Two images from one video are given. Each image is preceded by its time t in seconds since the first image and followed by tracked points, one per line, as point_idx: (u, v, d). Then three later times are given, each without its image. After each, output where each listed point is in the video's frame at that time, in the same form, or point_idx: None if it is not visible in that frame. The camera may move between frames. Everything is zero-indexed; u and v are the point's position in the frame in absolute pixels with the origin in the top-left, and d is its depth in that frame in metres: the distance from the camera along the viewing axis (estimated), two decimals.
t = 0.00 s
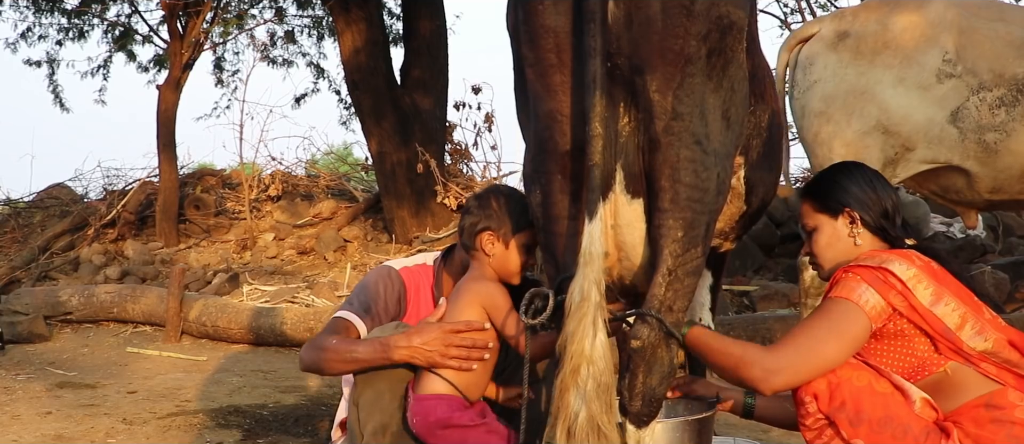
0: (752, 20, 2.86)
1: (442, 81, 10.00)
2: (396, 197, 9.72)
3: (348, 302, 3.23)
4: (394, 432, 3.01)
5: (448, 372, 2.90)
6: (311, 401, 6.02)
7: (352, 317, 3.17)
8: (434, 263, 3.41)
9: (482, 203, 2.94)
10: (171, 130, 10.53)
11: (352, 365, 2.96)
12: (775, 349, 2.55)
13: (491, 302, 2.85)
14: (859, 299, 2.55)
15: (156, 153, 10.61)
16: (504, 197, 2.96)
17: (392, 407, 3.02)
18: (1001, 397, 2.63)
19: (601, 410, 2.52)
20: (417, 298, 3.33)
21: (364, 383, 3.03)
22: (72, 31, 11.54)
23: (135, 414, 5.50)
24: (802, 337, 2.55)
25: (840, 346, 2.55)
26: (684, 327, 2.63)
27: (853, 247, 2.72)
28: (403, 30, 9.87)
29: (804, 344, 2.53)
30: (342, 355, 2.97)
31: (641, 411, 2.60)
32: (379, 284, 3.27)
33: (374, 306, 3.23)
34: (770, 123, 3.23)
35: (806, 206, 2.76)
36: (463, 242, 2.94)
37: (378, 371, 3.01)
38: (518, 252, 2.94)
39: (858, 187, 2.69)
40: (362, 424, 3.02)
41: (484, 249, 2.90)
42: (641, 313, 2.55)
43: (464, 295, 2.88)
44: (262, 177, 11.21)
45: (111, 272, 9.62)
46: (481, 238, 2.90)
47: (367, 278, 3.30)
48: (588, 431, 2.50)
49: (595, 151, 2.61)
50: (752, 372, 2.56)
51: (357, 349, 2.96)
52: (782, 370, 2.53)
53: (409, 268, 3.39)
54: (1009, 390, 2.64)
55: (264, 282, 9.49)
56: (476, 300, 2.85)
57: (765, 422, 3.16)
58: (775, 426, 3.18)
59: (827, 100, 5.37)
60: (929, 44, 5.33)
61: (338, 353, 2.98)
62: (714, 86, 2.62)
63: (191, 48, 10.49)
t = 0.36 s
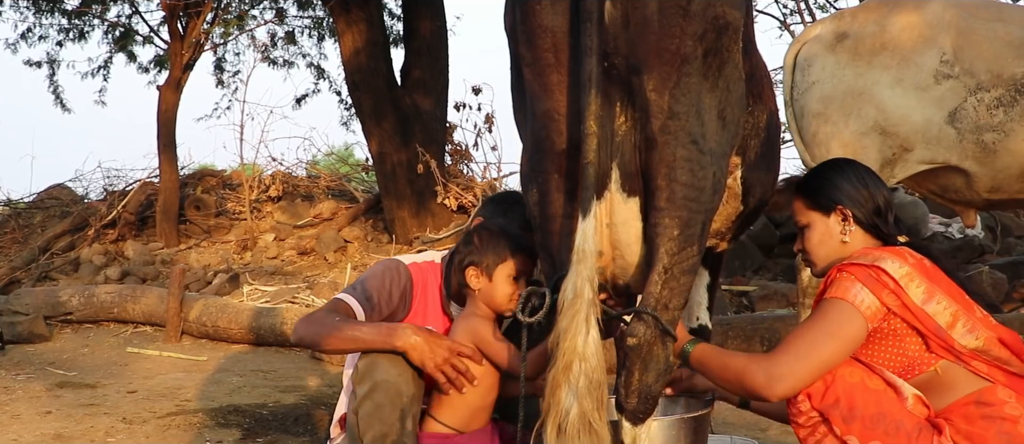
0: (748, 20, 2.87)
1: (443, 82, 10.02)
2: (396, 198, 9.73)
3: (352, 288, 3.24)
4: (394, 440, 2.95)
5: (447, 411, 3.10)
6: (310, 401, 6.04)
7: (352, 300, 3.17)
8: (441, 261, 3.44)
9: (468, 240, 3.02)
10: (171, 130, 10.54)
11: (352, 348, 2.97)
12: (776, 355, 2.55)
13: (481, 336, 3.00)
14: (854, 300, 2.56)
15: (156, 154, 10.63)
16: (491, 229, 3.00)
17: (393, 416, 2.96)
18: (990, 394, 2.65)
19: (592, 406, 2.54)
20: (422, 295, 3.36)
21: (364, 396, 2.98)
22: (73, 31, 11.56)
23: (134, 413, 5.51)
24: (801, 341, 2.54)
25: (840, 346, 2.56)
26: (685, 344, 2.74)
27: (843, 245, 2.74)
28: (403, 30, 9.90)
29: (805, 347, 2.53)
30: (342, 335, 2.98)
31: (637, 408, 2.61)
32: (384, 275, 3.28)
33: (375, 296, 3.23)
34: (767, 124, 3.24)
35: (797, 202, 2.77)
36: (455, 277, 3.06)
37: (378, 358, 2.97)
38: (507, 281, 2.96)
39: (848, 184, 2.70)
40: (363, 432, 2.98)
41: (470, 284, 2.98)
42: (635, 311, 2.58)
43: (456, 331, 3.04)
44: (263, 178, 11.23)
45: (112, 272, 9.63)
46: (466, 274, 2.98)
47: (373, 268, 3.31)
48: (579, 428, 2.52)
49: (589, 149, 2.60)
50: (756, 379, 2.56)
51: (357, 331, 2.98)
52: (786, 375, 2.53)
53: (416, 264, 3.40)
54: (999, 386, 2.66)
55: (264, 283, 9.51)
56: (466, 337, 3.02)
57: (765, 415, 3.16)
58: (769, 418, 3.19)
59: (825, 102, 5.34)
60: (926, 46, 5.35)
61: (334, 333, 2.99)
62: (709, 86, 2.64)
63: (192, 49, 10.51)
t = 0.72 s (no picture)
0: (741, 19, 2.88)
1: (441, 82, 10.03)
2: (394, 198, 9.75)
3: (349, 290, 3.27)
4: (393, 438, 3.15)
5: None
6: (308, 401, 6.06)
7: (352, 305, 3.18)
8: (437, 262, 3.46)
9: (451, 299, 3.06)
10: (169, 130, 10.54)
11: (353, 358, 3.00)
12: (807, 378, 2.54)
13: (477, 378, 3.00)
14: (874, 307, 2.56)
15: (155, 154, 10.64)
16: (473, 285, 3.03)
17: (391, 415, 3.14)
18: (996, 396, 2.67)
19: (592, 405, 2.55)
20: (418, 297, 3.40)
21: (364, 393, 3.12)
22: (70, 31, 11.56)
23: (132, 413, 5.51)
24: (831, 360, 2.52)
25: (868, 360, 2.55)
26: (701, 391, 2.71)
27: (850, 247, 2.75)
28: (401, 31, 9.91)
29: (837, 364, 2.52)
30: (343, 347, 3.01)
31: (633, 407, 2.62)
32: (383, 278, 3.31)
33: (374, 299, 3.24)
34: (760, 123, 3.25)
35: (803, 200, 2.77)
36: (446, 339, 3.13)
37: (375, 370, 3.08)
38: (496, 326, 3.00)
39: (855, 183, 2.70)
40: (361, 430, 3.15)
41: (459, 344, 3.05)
42: (630, 310, 2.59)
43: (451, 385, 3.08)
44: (261, 178, 11.24)
45: (110, 272, 9.64)
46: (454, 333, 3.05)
47: (371, 270, 3.33)
48: (580, 427, 2.53)
49: (585, 150, 2.63)
50: (795, 408, 2.54)
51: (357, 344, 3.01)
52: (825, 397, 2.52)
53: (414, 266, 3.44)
54: (1005, 391, 2.68)
55: (262, 283, 9.51)
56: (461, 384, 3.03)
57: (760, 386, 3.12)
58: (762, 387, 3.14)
59: (822, 102, 5.34)
60: (922, 45, 5.34)
61: (333, 344, 3.02)
62: (702, 86, 2.64)
63: (190, 49, 10.51)
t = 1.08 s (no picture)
0: (736, 19, 2.89)
1: (437, 82, 10.02)
2: (390, 197, 9.74)
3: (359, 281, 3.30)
4: (376, 435, 3.17)
5: None
6: (304, 401, 6.06)
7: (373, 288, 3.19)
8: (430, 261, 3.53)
9: (454, 304, 3.07)
10: (165, 130, 10.53)
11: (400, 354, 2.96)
12: (807, 389, 2.52)
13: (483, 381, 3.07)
14: (869, 314, 2.55)
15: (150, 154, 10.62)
16: (479, 291, 3.02)
17: (372, 411, 3.16)
18: (991, 396, 2.67)
19: (584, 406, 2.54)
20: (417, 294, 3.47)
21: (341, 392, 3.17)
22: (65, 30, 11.54)
23: (127, 413, 5.50)
24: (828, 368, 2.52)
25: (866, 367, 2.54)
26: (698, 409, 2.72)
27: (842, 251, 2.72)
28: (397, 31, 9.91)
29: (834, 373, 2.51)
30: (387, 342, 2.98)
31: (629, 407, 2.62)
32: (389, 272, 3.34)
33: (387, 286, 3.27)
34: (755, 123, 3.25)
35: (796, 201, 2.72)
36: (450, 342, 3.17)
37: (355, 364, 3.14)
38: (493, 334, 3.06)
39: (848, 185, 2.66)
40: (348, 427, 3.19)
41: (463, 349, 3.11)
42: (625, 311, 2.59)
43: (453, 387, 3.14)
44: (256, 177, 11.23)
45: (105, 272, 9.62)
46: (458, 339, 3.10)
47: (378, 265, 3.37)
48: (572, 428, 2.53)
49: (580, 150, 2.62)
50: (798, 419, 2.53)
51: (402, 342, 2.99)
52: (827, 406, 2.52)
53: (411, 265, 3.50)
54: (999, 391, 2.68)
55: (258, 283, 9.50)
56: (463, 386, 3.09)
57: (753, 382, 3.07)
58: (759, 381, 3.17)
59: (816, 101, 5.35)
60: (915, 46, 5.26)
61: (371, 337, 3.00)
62: (698, 86, 2.64)
63: (185, 48, 10.49)
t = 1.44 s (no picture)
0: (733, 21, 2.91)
1: (432, 82, 10.02)
2: (386, 197, 9.74)
3: (359, 290, 3.28)
4: (374, 434, 3.19)
5: None
6: (300, 401, 6.07)
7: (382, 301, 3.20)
8: (423, 262, 3.52)
9: (451, 308, 3.15)
10: (161, 130, 10.51)
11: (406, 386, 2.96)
12: (803, 390, 2.53)
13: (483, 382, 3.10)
14: (864, 314, 2.54)
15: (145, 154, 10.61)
16: (474, 292, 3.13)
17: (370, 410, 3.17)
18: (984, 395, 2.67)
19: (577, 405, 2.48)
20: (412, 297, 3.45)
21: (341, 391, 3.17)
22: (60, 30, 11.52)
23: (123, 413, 5.50)
24: (824, 371, 2.52)
25: (863, 366, 2.54)
26: (693, 409, 2.70)
27: (839, 252, 2.71)
28: (393, 30, 9.91)
29: (830, 375, 2.51)
30: (393, 372, 2.98)
31: (625, 405, 2.62)
32: (385, 276, 3.34)
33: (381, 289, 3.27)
34: (752, 123, 3.26)
35: (790, 203, 2.70)
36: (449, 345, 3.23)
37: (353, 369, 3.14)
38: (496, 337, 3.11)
39: (842, 187, 2.63)
40: (344, 426, 3.20)
41: (465, 350, 3.16)
42: (623, 309, 2.60)
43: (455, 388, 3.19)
44: (252, 177, 11.22)
45: (100, 272, 9.60)
46: (460, 342, 3.16)
47: (375, 269, 3.36)
48: (563, 426, 2.47)
49: (574, 149, 2.59)
50: (794, 419, 2.53)
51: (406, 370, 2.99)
52: (824, 406, 2.52)
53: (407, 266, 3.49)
54: (992, 390, 2.68)
55: (254, 283, 9.49)
56: (465, 386, 3.14)
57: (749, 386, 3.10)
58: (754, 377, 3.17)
59: (811, 101, 5.35)
60: (910, 46, 5.25)
61: (378, 362, 3.00)
62: (695, 86, 2.64)
63: (181, 48, 10.47)
